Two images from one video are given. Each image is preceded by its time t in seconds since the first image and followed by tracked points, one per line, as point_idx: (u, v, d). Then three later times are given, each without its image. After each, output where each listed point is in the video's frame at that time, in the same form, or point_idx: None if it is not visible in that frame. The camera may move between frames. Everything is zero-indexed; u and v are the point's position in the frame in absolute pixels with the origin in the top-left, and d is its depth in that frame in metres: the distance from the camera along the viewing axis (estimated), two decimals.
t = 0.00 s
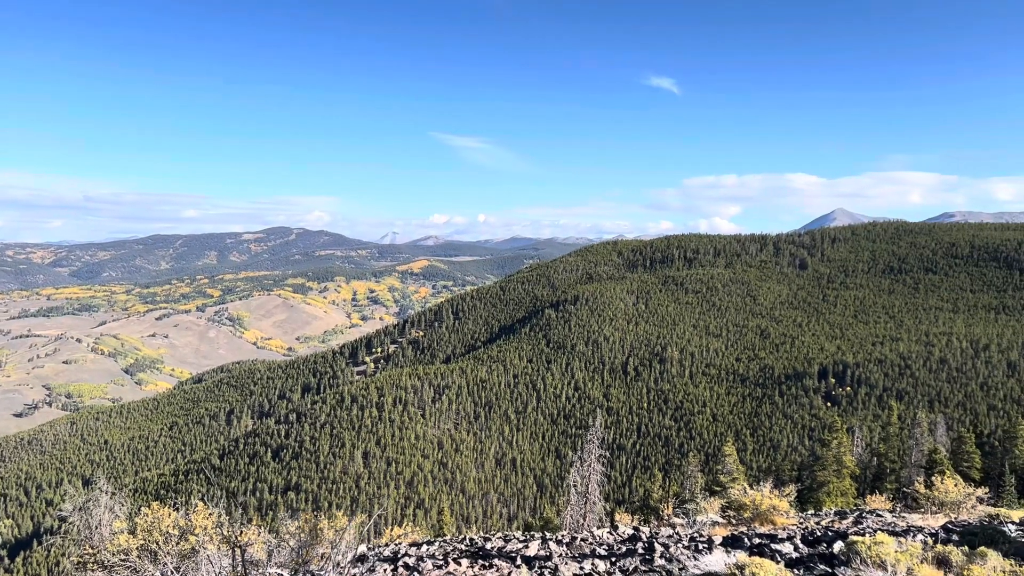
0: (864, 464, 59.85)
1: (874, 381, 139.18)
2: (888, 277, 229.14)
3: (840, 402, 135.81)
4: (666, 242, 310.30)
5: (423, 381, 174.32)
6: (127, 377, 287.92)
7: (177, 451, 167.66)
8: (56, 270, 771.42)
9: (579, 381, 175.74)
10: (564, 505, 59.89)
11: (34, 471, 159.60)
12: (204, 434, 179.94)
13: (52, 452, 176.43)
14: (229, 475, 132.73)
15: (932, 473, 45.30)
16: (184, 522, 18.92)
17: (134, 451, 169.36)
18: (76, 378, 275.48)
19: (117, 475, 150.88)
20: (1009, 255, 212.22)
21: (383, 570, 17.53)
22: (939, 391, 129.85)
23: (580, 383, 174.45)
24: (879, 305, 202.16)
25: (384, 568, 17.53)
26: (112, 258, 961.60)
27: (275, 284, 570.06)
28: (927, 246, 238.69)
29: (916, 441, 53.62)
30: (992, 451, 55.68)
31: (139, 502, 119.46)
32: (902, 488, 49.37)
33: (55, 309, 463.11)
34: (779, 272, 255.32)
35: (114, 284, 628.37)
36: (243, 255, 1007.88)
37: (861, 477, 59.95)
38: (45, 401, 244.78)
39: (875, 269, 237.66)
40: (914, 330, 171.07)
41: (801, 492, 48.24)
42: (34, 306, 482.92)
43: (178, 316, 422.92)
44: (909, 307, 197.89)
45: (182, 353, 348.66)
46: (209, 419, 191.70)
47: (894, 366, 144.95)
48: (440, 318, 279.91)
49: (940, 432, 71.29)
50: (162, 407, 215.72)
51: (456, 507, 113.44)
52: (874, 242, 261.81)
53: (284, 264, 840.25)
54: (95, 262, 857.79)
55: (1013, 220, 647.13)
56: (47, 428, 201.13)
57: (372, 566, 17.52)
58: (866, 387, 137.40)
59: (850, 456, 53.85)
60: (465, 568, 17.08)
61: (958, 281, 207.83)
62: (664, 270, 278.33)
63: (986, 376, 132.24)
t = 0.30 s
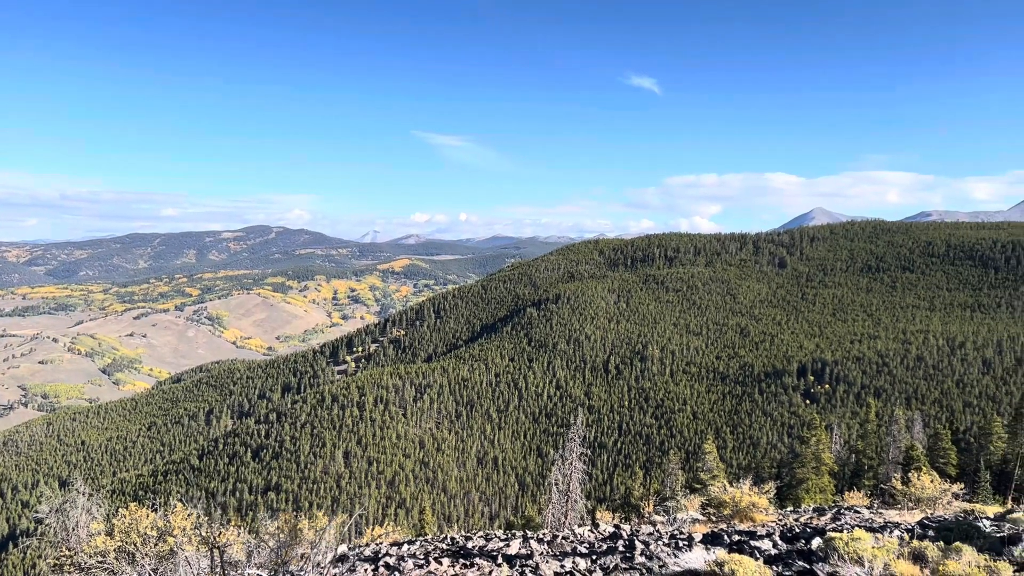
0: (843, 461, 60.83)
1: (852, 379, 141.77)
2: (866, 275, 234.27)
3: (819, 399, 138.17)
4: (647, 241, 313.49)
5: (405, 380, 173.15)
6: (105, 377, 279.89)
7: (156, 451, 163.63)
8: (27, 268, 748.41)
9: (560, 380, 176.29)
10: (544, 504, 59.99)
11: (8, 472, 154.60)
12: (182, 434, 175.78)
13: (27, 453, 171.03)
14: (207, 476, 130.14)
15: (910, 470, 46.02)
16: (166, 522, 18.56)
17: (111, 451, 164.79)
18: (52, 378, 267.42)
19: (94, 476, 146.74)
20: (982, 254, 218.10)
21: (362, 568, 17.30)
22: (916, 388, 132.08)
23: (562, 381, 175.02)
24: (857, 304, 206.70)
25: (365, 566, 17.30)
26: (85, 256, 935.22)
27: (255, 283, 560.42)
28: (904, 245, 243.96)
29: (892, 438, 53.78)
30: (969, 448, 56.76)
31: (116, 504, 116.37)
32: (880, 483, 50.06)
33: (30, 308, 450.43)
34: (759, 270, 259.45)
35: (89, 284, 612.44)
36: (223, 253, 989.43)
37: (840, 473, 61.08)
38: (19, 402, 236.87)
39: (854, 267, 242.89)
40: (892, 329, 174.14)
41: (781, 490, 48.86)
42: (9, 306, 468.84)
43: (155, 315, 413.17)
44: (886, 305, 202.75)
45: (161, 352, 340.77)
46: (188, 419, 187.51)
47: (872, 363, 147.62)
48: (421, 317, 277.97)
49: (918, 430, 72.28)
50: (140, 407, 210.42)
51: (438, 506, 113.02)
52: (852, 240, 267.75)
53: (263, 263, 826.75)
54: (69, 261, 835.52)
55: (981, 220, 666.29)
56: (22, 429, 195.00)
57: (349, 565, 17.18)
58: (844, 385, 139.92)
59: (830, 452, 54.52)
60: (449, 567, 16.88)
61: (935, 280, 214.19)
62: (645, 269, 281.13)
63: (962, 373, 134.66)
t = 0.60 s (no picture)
0: (822, 457, 61.73)
1: (831, 376, 144.21)
2: (844, 273, 239.52)
3: (798, 396, 140.22)
4: (629, 239, 316.13)
5: (387, 379, 171.96)
6: (82, 377, 272.18)
7: (135, 452, 159.65)
8: None
9: (543, 377, 176.76)
10: (527, 502, 59.86)
11: None
12: (162, 434, 171.81)
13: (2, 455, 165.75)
14: (188, 477, 127.66)
15: (888, 466, 46.89)
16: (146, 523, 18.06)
17: (90, 453, 160.33)
18: (28, 378, 259.52)
19: (71, 477, 142.67)
20: (959, 252, 223.04)
21: (342, 569, 16.92)
22: (893, 384, 134.45)
23: (545, 379, 175.47)
24: (836, 302, 210.91)
25: (346, 567, 16.95)
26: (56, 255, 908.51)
27: (234, 282, 550.55)
28: (883, 242, 248.46)
29: (871, 435, 54.80)
30: (945, 445, 57.99)
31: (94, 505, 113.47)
32: (858, 480, 50.76)
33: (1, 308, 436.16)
34: (739, 268, 263.51)
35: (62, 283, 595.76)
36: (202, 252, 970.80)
37: (819, 470, 62.08)
38: None
39: (832, 265, 248.39)
40: (870, 326, 177.57)
41: (761, 486, 49.52)
42: None
43: (134, 314, 403.74)
44: (864, 302, 207.04)
45: (140, 352, 332.80)
46: (168, 419, 183.40)
47: (851, 360, 150.01)
48: (403, 315, 275.98)
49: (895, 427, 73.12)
50: (118, 407, 205.17)
51: (421, 505, 112.72)
52: (831, 238, 273.12)
53: (242, 261, 812.11)
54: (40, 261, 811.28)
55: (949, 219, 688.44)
56: None
57: (328, 565, 16.81)
58: (823, 382, 142.45)
59: (809, 449, 55.47)
60: (430, 565, 16.64)
61: (912, 278, 219.32)
62: (627, 268, 283.70)
63: (939, 370, 136.88)
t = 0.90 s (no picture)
0: (802, 454, 62.52)
1: (810, 373, 146.14)
2: (823, 271, 244.50)
3: (778, 393, 141.74)
4: (610, 238, 318.33)
5: (368, 379, 170.50)
6: (59, 377, 263.55)
7: (113, 453, 155.17)
8: None
9: (525, 376, 176.86)
10: (510, 501, 59.58)
11: None
12: (141, 435, 167.64)
13: None
14: (168, 479, 125.01)
15: (866, 462, 47.59)
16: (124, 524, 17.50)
17: (67, 454, 155.37)
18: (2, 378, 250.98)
19: (47, 479, 138.34)
20: (935, 250, 227.21)
21: (322, 569, 16.53)
22: (871, 381, 136.22)
23: (527, 378, 175.49)
24: (815, 300, 214.77)
25: (327, 567, 16.56)
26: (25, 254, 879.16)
27: (213, 281, 539.66)
28: (860, 240, 253.29)
29: (851, 432, 55.76)
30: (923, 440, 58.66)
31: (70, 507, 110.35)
32: (838, 476, 51.32)
33: None
34: (720, 267, 267.44)
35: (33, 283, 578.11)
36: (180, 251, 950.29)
37: (799, 466, 62.92)
38: None
39: (812, 264, 253.50)
40: (848, 323, 180.58)
41: (742, 483, 50.07)
42: None
43: (112, 314, 394.00)
44: (841, 300, 211.15)
45: (118, 352, 324.22)
46: (146, 419, 179.17)
47: (830, 358, 152.08)
48: (384, 314, 273.80)
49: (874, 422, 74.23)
50: (96, 408, 199.54)
51: (402, 504, 112.13)
52: (809, 238, 278.34)
53: (221, 261, 796.11)
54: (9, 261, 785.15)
55: (919, 218, 708.50)
56: None
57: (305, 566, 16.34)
58: (802, 379, 144.37)
59: (789, 446, 56.16)
60: (411, 566, 16.32)
61: (890, 276, 222.74)
62: (608, 266, 286.01)
63: (916, 367, 138.81)
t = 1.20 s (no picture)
0: (781, 451, 63.58)
1: (789, 370, 148.25)
2: (801, 270, 249.45)
3: (756, 390, 143.77)
4: (591, 236, 320.25)
5: (349, 378, 168.74)
6: (33, 377, 255.13)
7: (90, 455, 149.50)
8: None
9: (506, 375, 176.80)
10: (491, 499, 59.44)
11: None
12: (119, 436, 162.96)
13: None
14: (146, 480, 122.27)
15: (844, 458, 48.27)
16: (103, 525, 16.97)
17: (42, 455, 150.39)
18: None
19: (20, 482, 133.55)
20: (911, 248, 231.60)
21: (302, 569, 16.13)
22: (848, 378, 138.03)
23: (508, 377, 175.40)
24: (794, 298, 218.80)
25: (306, 567, 16.15)
26: None
27: (190, 280, 529.14)
28: (838, 239, 258.67)
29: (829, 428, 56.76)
30: (899, 436, 59.38)
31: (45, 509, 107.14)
32: (816, 473, 51.90)
33: None
34: (699, 266, 271.84)
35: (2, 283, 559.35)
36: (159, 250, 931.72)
37: (778, 462, 63.99)
38: None
39: (790, 262, 258.53)
40: (827, 321, 183.89)
41: (722, 480, 50.55)
42: None
43: (89, 314, 384.44)
44: (819, 298, 215.55)
45: (95, 352, 315.52)
46: (124, 420, 174.61)
47: (808, 356, 154.32)
48: (365, 313, 270.99)
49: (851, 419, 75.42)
50: (72, 408, 193.73)
51: (383, 504, 111.30)
52: (788, 236, 283.36)
53: (198, 260, 779.41)
54: None
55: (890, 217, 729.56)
56: None
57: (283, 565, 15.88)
58: (781, 376, 146.29)
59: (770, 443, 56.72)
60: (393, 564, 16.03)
61: (867, 273, 226.54)
62: (589, 265, 287.92)
63: (893, 364, 141.08)
